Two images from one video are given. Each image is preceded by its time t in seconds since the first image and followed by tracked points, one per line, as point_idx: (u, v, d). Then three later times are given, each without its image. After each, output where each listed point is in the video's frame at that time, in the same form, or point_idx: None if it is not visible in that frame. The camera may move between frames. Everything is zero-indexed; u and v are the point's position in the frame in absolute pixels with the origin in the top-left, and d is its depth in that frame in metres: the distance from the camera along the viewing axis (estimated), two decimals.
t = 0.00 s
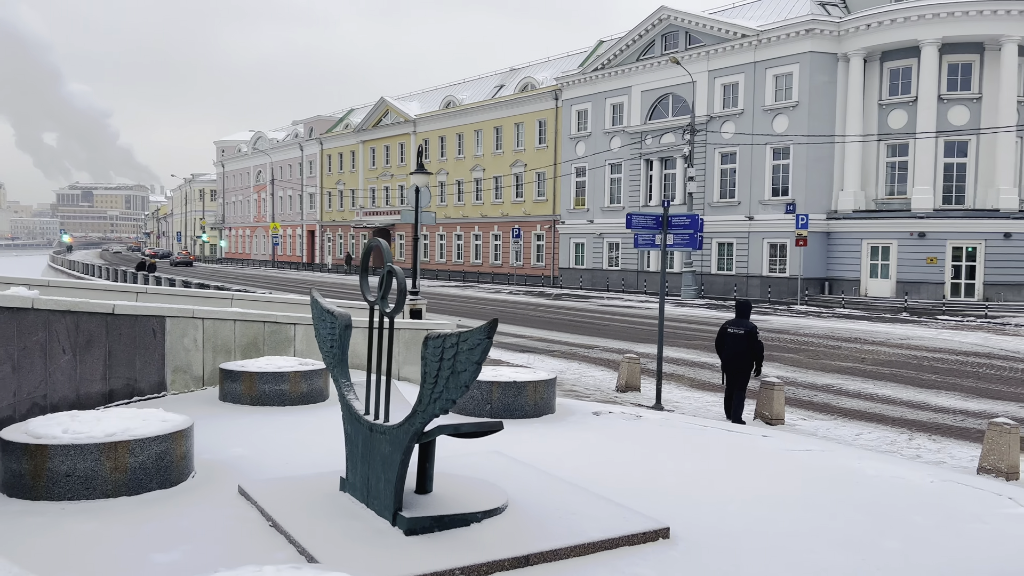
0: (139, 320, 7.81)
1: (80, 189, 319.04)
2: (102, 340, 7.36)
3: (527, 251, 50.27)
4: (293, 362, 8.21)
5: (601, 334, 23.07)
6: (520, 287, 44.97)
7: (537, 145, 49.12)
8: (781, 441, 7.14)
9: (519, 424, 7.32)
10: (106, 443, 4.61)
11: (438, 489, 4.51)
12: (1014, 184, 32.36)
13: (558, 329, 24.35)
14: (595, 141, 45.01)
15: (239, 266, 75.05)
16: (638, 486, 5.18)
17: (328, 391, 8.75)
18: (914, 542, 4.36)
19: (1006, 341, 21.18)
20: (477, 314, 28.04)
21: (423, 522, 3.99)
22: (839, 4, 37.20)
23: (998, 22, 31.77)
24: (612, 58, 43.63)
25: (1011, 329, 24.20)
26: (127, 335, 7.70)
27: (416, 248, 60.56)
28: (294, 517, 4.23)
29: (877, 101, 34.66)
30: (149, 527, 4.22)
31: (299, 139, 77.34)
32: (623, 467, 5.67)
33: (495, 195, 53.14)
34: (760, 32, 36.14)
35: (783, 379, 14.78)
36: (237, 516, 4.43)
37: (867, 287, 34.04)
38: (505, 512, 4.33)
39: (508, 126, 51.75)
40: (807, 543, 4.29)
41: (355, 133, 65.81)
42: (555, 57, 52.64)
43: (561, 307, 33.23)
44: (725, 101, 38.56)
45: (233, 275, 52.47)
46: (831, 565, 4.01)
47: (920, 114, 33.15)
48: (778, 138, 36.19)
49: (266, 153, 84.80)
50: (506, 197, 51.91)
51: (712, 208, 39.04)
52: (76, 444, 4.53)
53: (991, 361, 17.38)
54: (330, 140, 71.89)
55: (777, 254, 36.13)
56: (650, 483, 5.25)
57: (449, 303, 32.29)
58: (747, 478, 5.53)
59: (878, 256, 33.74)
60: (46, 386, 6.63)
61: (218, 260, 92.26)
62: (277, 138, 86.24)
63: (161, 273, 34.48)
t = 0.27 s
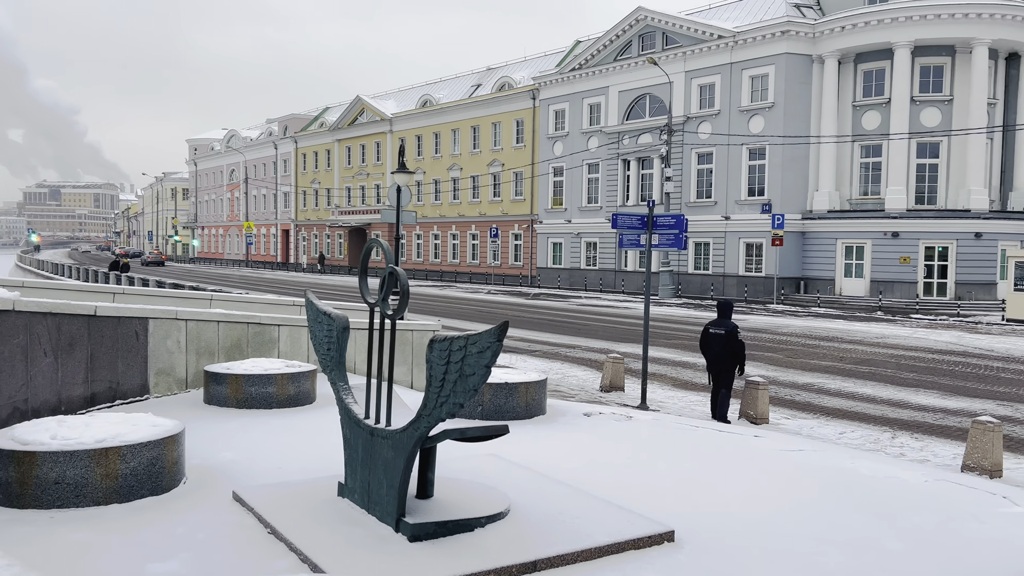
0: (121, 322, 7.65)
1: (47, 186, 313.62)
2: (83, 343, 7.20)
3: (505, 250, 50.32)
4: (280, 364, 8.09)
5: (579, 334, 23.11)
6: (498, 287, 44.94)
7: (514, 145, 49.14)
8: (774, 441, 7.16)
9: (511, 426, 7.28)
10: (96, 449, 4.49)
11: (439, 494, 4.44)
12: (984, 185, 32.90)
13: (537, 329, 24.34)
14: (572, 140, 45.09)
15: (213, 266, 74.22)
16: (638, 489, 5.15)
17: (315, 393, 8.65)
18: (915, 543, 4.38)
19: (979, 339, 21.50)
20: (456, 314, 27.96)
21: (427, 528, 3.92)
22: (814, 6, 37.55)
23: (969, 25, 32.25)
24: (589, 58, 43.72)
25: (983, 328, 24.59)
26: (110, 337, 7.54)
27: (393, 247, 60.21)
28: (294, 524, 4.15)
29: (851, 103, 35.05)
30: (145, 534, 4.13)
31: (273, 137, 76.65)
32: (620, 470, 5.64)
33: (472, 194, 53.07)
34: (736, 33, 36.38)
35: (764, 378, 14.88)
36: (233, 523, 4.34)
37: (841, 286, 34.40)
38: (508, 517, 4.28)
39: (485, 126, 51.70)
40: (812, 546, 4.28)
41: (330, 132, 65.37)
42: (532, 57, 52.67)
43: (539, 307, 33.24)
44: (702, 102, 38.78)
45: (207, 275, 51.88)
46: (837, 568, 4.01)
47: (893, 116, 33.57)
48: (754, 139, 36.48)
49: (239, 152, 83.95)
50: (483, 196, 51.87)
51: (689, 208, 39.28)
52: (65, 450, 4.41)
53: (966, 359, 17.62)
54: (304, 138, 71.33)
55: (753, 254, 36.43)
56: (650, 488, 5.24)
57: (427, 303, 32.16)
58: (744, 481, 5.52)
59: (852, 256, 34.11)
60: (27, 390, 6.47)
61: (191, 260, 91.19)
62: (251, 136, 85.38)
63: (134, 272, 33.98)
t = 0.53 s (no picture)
0: (114, 327, 7.50)
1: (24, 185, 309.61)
2: (76, 349, 7.05)
3: (490, 250, 50.28)
4: (276, 369, 7.97)
5: (568, 335, 23.09)
6: (483, 287, 44.88)
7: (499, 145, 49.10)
8: (778, 446, 7.15)
9: (513, 431, 7.23)
10: (99, 461, 4.38)
11: (452, 505, 4.36)
12: (966, 186, 33.22)
13: (526, 330, 24.30)
14: (558, 141, 45.10)
15: (194, 266, 73.56)
16: (650, 497, 5.10)
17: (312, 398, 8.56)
18: (931, 552, 4.35)
19: (965, 339, 21.69)
20: (444, 315, 27.86)
21: (444, 541, 3.84)
22: (798, 8, 37.74)
23: (952, 28, 32.55)
24: (575, 58, 43.76)
25: (967, 328, 24.83)
26: (103, 343, 7.39)
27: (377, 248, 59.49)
28: (306, 537, 4.05)
29: (835, 104, 35.28)
30: (152, 549, 4.03)
31: (256, 136, 76.10)
32: (629, 478, 5.59)
33: (457, 194, 52.97)
34: (721, 34, 36.51)
35: (755, 379, 14.93)
36: (243, 537, 4.24)
37: (826, 286, 34.62)
38: (524, 528, 4.21)
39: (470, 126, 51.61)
40: (829, 557, 4.25)
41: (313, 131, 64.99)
42: (517, 56, 52.64)
43: (526, 307, 33.21)
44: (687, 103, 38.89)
45: (189, 276, 51.44)
46: None
47: (877, 117, 33.82)
48: (738, 139, 36.64)
49: (221, 151, 83.29)
50: (469, 196, 51.80)
51: (674, 209, 39.39)
52: (68, 463, 4.30)
53: (954, 360, 17.75)
54: (287, 137, 70.85)
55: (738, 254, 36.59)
56: (660, 496, 5.19)
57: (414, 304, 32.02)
58: (754, 488, 5.49)
59: (837, 256, 34.32)
60: (19, 398, 6.35)
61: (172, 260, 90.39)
62: (232, 135, 84.73)
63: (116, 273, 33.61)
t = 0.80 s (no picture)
0: (115, 332, 7.41)
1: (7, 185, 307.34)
2: (78, 355, 6.96)
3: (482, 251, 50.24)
4: (279, 374, 7.90)
5: (562, 335, 23.09)
6: (475, 288, 44.85)
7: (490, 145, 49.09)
8: (786, 450, 7.17)
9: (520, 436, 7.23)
10: (113, 470, 4.33)
11: (471, 514, 4.32)
12: (956, 187, 33.45)
13: (519, 330, 24.29)
14: (549, 141, 45.10)
15: (182, 267, 73.10)
16: (667, 505, 5.07)
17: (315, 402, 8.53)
18: (954, 559, 4.35)
19: (956, 340, 21.82)
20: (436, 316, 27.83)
21: (468, 552, 3.80)
22: (789, 10, 37.88)
23: (942, 29, 32.73)
24: (566, 59, 43.78)
25: (958, 328, 24.99)
26: (104, 348, 7.31)
27: (367, 248, 59.16)
28: (326, 548, 4.00)
29: (826, 105, 35.44)
30: (169, 561, 3.97)
31: (244, 136, 75.70)
32: (642, 484, 5.57)
33: (448, 195, 52.99)
34: (713, 35, 36.55)
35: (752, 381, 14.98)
36: (261, 547, 4.19)
37: (817, 287, 34.76)
38: (544, 538, 4.17)
39: (461, 126, 51.56)
40: (852, 564, 4.23)
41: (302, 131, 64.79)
42: (508, 57, 52.63)
43: (518, 308, 33.18)
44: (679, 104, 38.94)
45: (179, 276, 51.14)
46: None
47: (867, 118, 33.99)
48: (730, 140, 36.73)
49: (209, 151, 82.82)
50: (459, 197, 51.83)
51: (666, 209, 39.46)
52: (81, 473, 4.24)
53: (947, 360, 17.85)
54: (276, 137, 70.55)
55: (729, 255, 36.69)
56: (676, 503, 5.18)
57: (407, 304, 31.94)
58: (768, 495, 5.47)
59: (829, 257, 34.42)
60: (22, 405, 6.25)
61: (159, 261, 89.85)
62: (221, 135, 84.28)
63: (106, 274, 33.31)
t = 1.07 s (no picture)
0: (127, 331, 7.37)
1: None
2: (91, 354, 6.92)
3: (479, 251, 50.39)
4: (292, 373, 7.90)
5: (562, 335, 23.08)
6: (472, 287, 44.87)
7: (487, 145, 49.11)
8: (802, 449, 7.18)
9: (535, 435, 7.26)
10: (140, 470, 4.30)
11: (500, 514, 4.29)
12: (952, 187, 33.55)
13: (519, 330, 24.30)
14: (546, 141, 45.12)
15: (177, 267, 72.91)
16: (691, 505, 5.07)
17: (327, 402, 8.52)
18: (983, 557, 4.35)
19: (956, 339, 21.87)
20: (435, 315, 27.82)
21: (502, 551, 3.78)
22: (786, 10, 37.94)
23: (939, 30, 32.83)
24: (563, 59, 43.82)
25: (956, 327, 25.06)
26: (116, 347, 7.26)
27: (363, 247, 59.17)
28: (358, 547, 3.98)
29: (823, 105, 35.51)
30: (199, 561, 3.94)
31: (239, 136, 75.57)
32: (663, 483, 5.56)
33: (445, 195, 53.15)
34: (710, 35, 36.61)
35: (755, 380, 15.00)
36: (290, 547, 4.17)
37: (814, 286, 34.81)
38: (575, 536, 4.16)
39: (458, 126, 51.56)
40: (883, 563, 4.23)
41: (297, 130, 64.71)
42: (505, 57, 52.68)
43: (516, 307, 33.18)
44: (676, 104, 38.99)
45: (174, 276, 50.95)
46: None
47: (864, 119, 34.08)
48: (728, 140, 36.80)
49: (204, 151, 82.70)
50: (456, 196, 51.91)
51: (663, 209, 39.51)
52: (107, 472, 4.22)
53: (948, 359, 17.88)
54: (272, 137, 70.37)
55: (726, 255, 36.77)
56: (700, 502, 5.17)
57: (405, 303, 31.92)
58: (789, 494, 5.48)
59: (826, 256, 34.49)
60: (38, 405, 6.21)
61: (154, 261, 89.63)
62: (215, 135, 84.05)
63: (102, 273, 33.23)
